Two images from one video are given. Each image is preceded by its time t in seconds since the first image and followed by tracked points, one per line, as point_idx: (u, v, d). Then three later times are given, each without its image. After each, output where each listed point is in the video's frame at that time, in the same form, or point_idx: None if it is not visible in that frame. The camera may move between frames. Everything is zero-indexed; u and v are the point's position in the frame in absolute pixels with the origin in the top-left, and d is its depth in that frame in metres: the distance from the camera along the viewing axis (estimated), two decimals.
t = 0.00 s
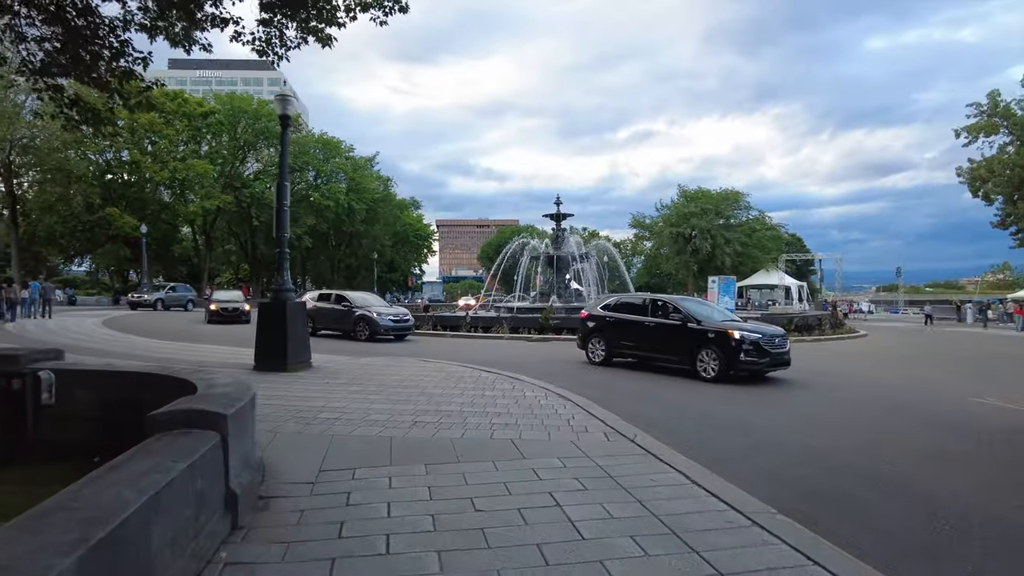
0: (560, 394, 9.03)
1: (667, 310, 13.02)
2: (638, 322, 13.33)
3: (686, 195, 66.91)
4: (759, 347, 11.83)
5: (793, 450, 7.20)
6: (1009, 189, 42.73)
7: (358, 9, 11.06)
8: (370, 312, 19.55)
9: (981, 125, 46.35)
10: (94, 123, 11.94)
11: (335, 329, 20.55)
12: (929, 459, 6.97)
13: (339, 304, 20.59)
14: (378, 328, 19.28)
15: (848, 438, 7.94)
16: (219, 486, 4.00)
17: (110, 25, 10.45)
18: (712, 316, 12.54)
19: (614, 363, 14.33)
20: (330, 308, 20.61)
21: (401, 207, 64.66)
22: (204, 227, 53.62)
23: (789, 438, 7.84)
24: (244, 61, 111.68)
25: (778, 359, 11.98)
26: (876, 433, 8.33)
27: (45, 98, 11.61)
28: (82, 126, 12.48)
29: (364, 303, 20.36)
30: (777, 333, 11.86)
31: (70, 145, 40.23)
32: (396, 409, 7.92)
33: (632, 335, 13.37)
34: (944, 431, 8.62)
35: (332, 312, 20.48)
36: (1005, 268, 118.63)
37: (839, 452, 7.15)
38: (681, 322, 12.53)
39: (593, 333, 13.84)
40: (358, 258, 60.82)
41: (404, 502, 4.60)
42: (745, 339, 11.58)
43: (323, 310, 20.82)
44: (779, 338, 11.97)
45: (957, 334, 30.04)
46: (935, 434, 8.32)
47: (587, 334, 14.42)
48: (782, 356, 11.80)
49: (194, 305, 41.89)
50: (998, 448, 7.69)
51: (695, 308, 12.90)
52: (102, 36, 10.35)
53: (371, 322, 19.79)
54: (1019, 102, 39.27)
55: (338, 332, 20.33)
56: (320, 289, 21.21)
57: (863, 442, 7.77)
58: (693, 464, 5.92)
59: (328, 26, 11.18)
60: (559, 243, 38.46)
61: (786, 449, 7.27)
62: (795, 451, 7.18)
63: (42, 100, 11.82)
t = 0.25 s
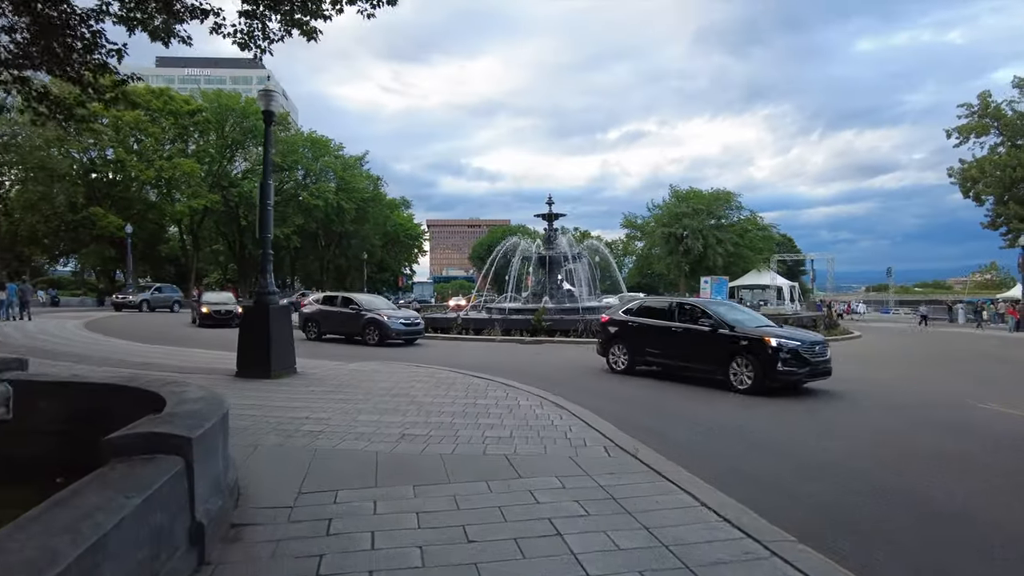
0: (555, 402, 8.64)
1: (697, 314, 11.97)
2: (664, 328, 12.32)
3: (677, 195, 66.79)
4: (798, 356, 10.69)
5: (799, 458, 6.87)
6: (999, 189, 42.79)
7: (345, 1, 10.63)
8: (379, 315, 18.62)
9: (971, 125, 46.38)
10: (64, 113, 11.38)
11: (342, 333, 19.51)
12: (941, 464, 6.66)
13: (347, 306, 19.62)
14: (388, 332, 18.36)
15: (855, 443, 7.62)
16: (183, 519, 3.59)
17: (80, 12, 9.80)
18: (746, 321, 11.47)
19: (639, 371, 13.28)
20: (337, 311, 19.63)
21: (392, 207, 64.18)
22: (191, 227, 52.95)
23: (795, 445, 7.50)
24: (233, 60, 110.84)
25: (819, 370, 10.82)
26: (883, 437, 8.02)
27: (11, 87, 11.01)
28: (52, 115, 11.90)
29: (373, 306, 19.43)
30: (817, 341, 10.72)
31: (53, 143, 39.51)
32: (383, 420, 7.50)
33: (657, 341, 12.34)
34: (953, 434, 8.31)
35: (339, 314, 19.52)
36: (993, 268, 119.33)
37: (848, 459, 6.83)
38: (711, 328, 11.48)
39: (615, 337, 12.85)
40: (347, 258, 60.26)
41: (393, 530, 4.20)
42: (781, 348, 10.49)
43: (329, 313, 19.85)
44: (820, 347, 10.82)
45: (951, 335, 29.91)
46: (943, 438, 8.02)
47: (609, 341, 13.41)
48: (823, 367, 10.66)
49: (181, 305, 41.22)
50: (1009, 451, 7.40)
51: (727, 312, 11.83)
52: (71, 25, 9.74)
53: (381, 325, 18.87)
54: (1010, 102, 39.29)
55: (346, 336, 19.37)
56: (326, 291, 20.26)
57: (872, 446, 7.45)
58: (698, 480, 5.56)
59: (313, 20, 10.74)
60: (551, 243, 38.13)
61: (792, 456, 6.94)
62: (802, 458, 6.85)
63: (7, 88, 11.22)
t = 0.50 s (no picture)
0: (557, 405, 8.27)
1: (734, 315, 10.97)
2: (697, 329, 11.33)
3: (672, 194, 66.61)
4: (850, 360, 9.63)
5: (812, 458, 6.54)
6: (994, 188, 42.71)
7: None
8: (397, 314, 17.75)
9: (967, 124, 46.28)
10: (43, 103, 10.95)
11: (357, 333, 18.61)
12: (962, 464, 6.34)
13: (361, 306, 18.71)
14: (406, 333, 17.50)
15: (869, 441, 7.29)
16: (153, 539, 3.19)
17: None
18: (789, 322, 10.44)
19: (671, 378, 12.20)
20: (351, 311, 18.70)
21: (386, 206, 63.77)
22: (182, 225, 52.34)
23: (807, 444, 7.17)
24: (226, 58, 110.14)
25: (872, 376, 9.76)
26: (897, 436, 7.69)
27: None
28: (31, 106, 11.46)
29: (388, 305, 18.54)
30: (870, 344, 9.67)
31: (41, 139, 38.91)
32: (377, 423, 7.11)
33: (691, 344, 11.31)
34: (968, 433, 8.00)
35: (354, 314, 18.60)
36: (986, 268, 119.84)
37: (863, 459, 6.51)
38: (751, 329, 10.45)
39: (643, 340, 11.88)
40: (341, 256, 59.76)
41: (388, 549, 3.81)
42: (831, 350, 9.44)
43: (342, 313, 18.94)
44: (874, 350, 9.76)
45: (949, 334, 29.71)
46: (958, 437, 7.71)
47: (638, 343, 12.38)
48: (877, 372, 9.62)
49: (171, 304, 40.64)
50: None
51: (767, 313, 10.80)
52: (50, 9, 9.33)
53: (397, 325, 18.00)
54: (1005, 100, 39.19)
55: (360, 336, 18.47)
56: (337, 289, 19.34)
57: (886, 445, 7.12)
58: (712, 487, 5.21)
59: (305, 7, 10.37)
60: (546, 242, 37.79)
61: (805, 456, 6.61)
62: (815, 458, 6.52)
63: None
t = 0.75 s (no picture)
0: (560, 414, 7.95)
1: (780, 321, 10.18)
2: (738, 337, 10.56)
3: (668, 194, 66.41)
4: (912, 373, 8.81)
5: (830, 471, 6.23)
6: (991, 189, 42.67)
7: None
8: (416, 318, 17.12)
9: (963, 125, 46.17)
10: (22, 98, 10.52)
11: (372, 336, 17.97)
12: (987, 476, 6.06)
13: (377, 309, 18.03)
14: (428, 337, 16.88)
15: (887, 450, 6.98)
16: None
17: None
18: (842, 330, 9.64)
19: (710, 389, 11.42)
20: (367, 314, 18.02)
21: (380, 206, 63.32)
22: (174, 224, 51.80)
23: (826, 456, 6.84)
24: (218, 57, 109.39)
25: (936, 391, 8.93)
26: (917, 446, 7.35)
27: None
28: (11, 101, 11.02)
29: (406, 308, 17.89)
30: (934, 357, 8.85)
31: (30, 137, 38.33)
32: (372, 435, 6.77)
33: (732, 353, 10.55)
34: (990, 440, 7.67)
35: (370, 318, 17.93)
36: (979, 269, 120.30)
37: (885, 471, 6.20)
38: (800, 337, 9.65)
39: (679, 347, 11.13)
40: (335, 257, 59.31)
41: None
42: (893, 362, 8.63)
43: (357, 316, 18.24)
44: (937, 363, 8.94)
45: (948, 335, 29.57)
46: (975, 446, 7.43)
47: (675, 352, 11.61)
48: (941, 386, 8.80)
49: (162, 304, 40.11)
50: None
51: (818, 319, 9.99)
52: None
53: (416, 329, 17.40)
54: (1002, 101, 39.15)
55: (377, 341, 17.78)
56: (352, 292, 18.64)
57: (904, 455, 6.83)
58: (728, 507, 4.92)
59: None
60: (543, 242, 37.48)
61: (822, 469, 6.29)
62: (832, 471, 6.21)
63: None
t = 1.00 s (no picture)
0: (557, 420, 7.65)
1: (824, 324, 8.99)
2: (776, 342, 9.39)
3: (662, 195, 66.25)
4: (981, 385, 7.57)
5: (844, 482, 5.93)
6: (985, 190, 42.68)
7: None
8: (433, 321, 16.50)
9: (957, 126, 46.13)
10: None
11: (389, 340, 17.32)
12: (1007, 486, 5.79)
13: (392, 312, 17.40)
14: (446, 341, 16.26)
15: (900, 457, 6.70)
16: None
17: None
18: (897, 335, 8.42)
19: (748, 400, 10.22)
20: (382, 317, 17.41)
21: (373, 206, 62.90)
22: (165, 225, 51.26)
23: (836, 464, 6.55)
24: (210, 56, 108.57)
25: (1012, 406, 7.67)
26: (930, 453, 7.07)
27: None
28: None
29: (422, 310, 17.27)
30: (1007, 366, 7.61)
31: (18, 135, 37.75)
32: (361, 443, 6.45)
33: (771, 361, 9.36)
34: (1003, 447, 7.40)
35: (385, 321, 17.33)
36: (970, 271, 120.75)
37: (902, 481, 5.90)
38: (848, 342, 8.47)
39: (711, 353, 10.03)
40: (328, 258, 58.87)
41: None
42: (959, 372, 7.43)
43: (371, 319, 17.63)
44: (1012, 373, 7.68)
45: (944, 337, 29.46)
46: (987, 452, 7.18)
47: (707, 358, 10.47)
48: (1015, 400, 7.57)
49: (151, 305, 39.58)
50: None
51: (868, 322, 8.77)
52: None
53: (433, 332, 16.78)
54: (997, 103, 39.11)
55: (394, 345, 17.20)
56: (365, 294, 18.02)
57: (918, 462, 6.55)
58: (740, 521, 4.63)
59: None
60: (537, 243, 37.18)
61: (835, 479, 6.00)
62: (844, 480, 5.94)
63: None
